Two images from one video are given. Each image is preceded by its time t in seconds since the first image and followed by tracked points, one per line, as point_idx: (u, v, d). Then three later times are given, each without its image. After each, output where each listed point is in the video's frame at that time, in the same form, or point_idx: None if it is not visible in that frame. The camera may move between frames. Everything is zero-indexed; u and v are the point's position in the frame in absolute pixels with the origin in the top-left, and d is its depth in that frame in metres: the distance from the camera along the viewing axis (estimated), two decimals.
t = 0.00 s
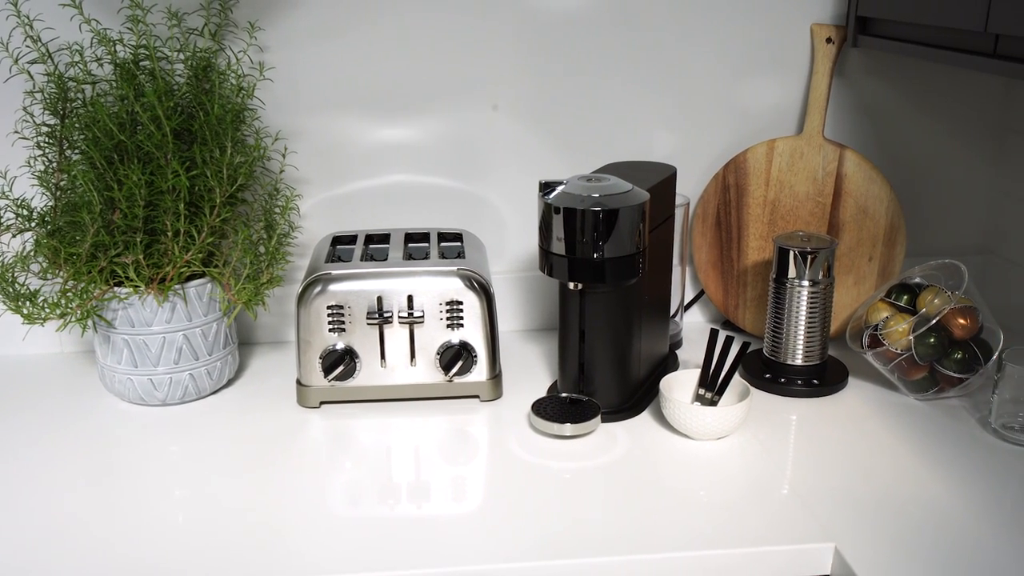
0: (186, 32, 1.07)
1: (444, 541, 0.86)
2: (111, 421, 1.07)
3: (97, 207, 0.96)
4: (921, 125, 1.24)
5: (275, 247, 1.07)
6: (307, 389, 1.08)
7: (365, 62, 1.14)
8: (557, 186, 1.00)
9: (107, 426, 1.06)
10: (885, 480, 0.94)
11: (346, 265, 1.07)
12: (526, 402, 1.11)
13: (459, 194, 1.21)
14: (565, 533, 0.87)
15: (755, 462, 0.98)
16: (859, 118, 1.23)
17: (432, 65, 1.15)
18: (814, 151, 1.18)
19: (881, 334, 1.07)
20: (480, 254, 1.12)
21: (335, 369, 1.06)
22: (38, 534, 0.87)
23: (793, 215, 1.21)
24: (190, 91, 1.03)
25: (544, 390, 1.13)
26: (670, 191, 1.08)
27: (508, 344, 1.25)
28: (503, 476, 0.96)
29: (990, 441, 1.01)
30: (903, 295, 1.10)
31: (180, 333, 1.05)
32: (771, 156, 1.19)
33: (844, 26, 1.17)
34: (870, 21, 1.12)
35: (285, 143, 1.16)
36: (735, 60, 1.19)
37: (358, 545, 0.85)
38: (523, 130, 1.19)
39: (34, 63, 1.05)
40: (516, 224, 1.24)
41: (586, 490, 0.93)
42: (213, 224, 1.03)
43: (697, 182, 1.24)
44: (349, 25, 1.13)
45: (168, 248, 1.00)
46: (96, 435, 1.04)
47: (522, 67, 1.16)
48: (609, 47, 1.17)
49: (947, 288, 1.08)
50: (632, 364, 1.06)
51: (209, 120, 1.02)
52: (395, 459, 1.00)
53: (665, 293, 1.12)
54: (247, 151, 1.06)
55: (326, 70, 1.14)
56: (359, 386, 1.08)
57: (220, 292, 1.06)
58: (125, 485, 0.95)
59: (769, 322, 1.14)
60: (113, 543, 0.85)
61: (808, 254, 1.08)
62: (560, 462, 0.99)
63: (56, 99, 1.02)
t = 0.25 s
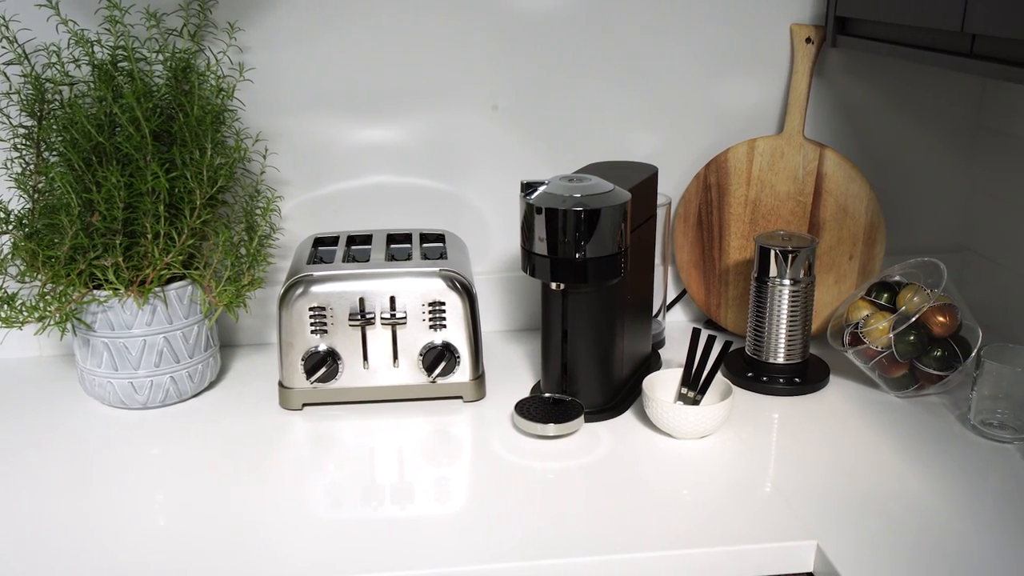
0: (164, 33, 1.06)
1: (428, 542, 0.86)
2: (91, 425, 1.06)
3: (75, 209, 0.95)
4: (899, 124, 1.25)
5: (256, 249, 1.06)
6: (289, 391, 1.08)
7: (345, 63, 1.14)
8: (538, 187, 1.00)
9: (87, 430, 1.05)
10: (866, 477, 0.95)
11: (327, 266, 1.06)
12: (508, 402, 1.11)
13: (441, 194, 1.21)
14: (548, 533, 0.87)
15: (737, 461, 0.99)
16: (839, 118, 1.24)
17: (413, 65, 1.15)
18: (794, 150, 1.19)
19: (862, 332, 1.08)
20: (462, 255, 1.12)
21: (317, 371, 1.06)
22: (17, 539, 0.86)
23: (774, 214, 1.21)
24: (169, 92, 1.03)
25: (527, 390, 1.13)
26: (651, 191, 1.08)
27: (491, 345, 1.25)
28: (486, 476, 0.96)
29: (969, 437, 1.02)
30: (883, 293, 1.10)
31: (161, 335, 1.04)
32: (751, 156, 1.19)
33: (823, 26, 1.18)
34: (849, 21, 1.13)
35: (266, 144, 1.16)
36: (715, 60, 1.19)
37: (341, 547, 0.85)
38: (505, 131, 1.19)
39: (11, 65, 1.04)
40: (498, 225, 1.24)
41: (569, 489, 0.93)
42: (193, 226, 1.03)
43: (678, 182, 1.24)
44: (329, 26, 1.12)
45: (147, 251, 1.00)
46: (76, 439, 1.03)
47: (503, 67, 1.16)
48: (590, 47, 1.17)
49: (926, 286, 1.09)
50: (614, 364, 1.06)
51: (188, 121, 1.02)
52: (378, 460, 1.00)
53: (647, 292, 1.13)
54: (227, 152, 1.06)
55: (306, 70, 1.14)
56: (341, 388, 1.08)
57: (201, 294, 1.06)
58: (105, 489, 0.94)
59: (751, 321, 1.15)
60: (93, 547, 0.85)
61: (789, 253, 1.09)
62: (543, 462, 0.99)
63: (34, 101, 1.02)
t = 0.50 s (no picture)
0: (142, 34, 1.06)
1: (411, 543, 0.85)
2: (70, 429, 1.05)
3: (52, 211, 0.94)
4: (878, 124, 1.26)
5: (236, 250, 1.06)
6: (271, 393, 1.07)
7: (325, 63, 1.14)
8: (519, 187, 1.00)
9: (66, 435, 1.04)
10: (847, 474, 0.95)
11: (308, 268, 1.06)
12: (491, 403, 1.11)
13: (422, 195, 1.21)
14: (530, 533, 0.87)
15: (719, 459, 0.99)
16: (818, 117, 1.25)
17: (393, 66, 1.15)
18: (774, 150, 1.19)
19: (842, 330, 1.09)
20: (443, 255, 1.11)
21: (298, 373, 1.05)
22: None
23: (754, 214, 1.22)
24: (148, 93, 1.02)
25: (509, 391, 1.13)
26: (632, 191, 1.09)
27: (473, 345, 1.25)
28: (469, 477, 0.96)
29: (948, 434, 1.02)
30: (863, 291, 1.11)
31: (140, 338, 1.03)
32: (732, 156, 1.20)
33: (802, 26, 1.19)
34: (828, 21, 1.14)
35: (246, 145, 1.15)
36: (695, 60, 1.20)
37: (323, 550, 0.85)
38: (485, 131, 1.19)
39: None
40: (480, 225, 1.24)
41: (552, 489, 0.94)
42: (173, 228, 1.02)
43: (659, 182, 1.25)
44: (309, 26, 1.12)
45: (126, 253, 0.99)
46: (55, 444, 1.02)
47: (483, 68, 1.16)
48: (570, 48, 1.17)
49: (905, 284, 1.10)
50: (596, 363, 1.07)
51: (167, 123, 1.01)
52: (361, 462, 0.99)
53: (628, 292, 1.13)
54: (206, 153, 1.05)
55: (286, 71, 1.13)
56: (323, 390, 1.08)
57: (181, 297, 1.05)
58: (85, 494, 0.93)
59: (732, 320, 1.15)
60: (72, 553, 0.84)
61: (770, 252, 1.10)
62: (526, 462, 0.99)
63: (9, 102, 1.01)
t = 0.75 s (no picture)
0: (120, 35, 1.05)
1: (393, 545, 0.85)
2: (48, 434, 1.04)
3: (28, 214, 0.94)
4: (857, 123, 1.27)
5: (217, 253, 1.06)
6: (252, 396, 1.07)
7: (305, 64, 1.13)
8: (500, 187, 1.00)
9: (45, 440, 1.03)
10: (828, 472, 0.96)
11: (289, 269, 1.05)
12: (473, 404, 1.11)
13: (403, 196, 1.21)
14: (513, 534, 0.87)
15: (701, 458, 0.99)
16: (798, 117, 1.25)
17: (373, 66, 1.15)
18: (754, 150, 1.20)
19: (822, 329, 1.09)
20: (425, 256, 1.11)
21: (280, 375, 1.05)
22: None
23: (735, 213, 1.22)
24: (126, 95, 1.01)
25: (492, 391, 1.13)
26: (613, 191, 1.09)
27: (455, 346, 1.24)
28: (452, 478, 0.96)
29: (928, 431, 1.03)
30: (843, 290, 1.12)
31: (119, 341, 1.02)
32: (712, 156, 1.20)
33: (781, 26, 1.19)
34: (806, 21, 1.14)
35: (225, 147, 1.15)
36: (675, 60, 1.20)
37: (305, 553, 0.84)
38: (466, 132, 1.19)
39: None
40: (462, 226, 1.24)
41: (535, 489, 0.94)
42: (152, 230, 1.01)
43: (640, 182, 1.25)
44: (288, 27, 1.11)
45: (105, 256, 0.99)
46: (33, 449, 1.01)
47: (464, 68, 1.16)
48: (551, 48, 1.17)
49: (885, 282, 1.11)
50: (579, 363, 1.07)
51: (145, 124, 1.00)
52: (343, 464, 0.99)
53: (610, 292, 1.13)
54: (186, 155, 1.04)
55: (265, 72, 1.13)
56: (305, 392, 1.07)
57: (161, 300, 1.04)
58: (64, 499, 0.92)
59: (714, 319, 1.16)
60: (51, 559, 0.83)
61: (750, 251, 1.10)
62: (509, 463, 0.99)
63: None
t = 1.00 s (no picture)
0: (96, 36, 1.04)
1: (376, 547, 0.85)
2: (26, 439, 1.03)
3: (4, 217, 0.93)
4: (836, 123, 1.27)
5: (196, 255, 1.05)
6: (233, 399, 1.06)
7: (284, 65, 1.13)
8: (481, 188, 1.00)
9: (22, 445, 1.02)
10: (808, 469, 0.96)
11: (269, 271, 1.05)
12: (455, 405, 1.11)
13: (384, 197, 1.21)
14: (496, 534, 0.87)
15: (682, 457, 0.99)
16: (777, 116, 1.26)
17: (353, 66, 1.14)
18: (734, 149, 1.20)
19: (802, 327, 1.10)
20: (406, 257, 1.11)
21: (260, 378, 1.04)
22: None
23: (715, 212, 1.23)
24: (103, 96, 1.00)
25: (474, 392, 1.13)
26: (593, 191, 1.09)
27: (437, 347, 1.24)
28: (434, 479, 0.96)
29: (906, 428, 1.04)
30: (822, 288, 1.12)
31: (98, 345, 1.02)
32: (693, 156, 1.21)
33: (760, 26, 1.20)
34: (785, 22, 1.15)
35: (204, 148, 1.14)
36: (655, 60, 1.21)
37: (287, 556, 0.84)
38: (447, 132, 1.19)
39: None
40: (443, 226, 1.24)
41: (517, 490, 0.93)
42: (130, 233, 1.01)
43: (621, 182, 1.25)
44: (267, 28, 1.11)
45: (82, 258, 0.98)
46: (10, 454, 1.00)
47: (444, 68, 1.16)
48: (531, 48, 1.17)
49: (864, 280, 1.11)
50: (560, 363, 1.07)
51: (122, 126, 1.00)
52: (325, 466, 0.99)
53: (591, 291, 1.13)
54: (164, 157, 1.04)
55: (244, 73, 1.12)
56: (286, 394, 1.07)
57: (139, 302, 1.04)
58: (42, 504, 0.92)
59: (695, 318, 1.16)
60: (30, 565, 0.82)
61: (731, 250, 1.11)
62: (491, 464, 0.99)
63: None
